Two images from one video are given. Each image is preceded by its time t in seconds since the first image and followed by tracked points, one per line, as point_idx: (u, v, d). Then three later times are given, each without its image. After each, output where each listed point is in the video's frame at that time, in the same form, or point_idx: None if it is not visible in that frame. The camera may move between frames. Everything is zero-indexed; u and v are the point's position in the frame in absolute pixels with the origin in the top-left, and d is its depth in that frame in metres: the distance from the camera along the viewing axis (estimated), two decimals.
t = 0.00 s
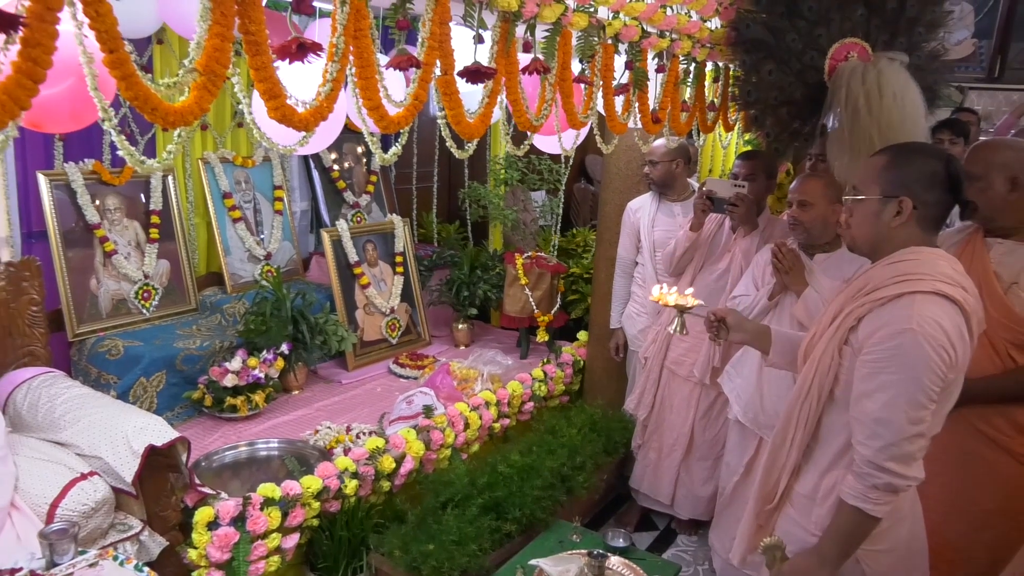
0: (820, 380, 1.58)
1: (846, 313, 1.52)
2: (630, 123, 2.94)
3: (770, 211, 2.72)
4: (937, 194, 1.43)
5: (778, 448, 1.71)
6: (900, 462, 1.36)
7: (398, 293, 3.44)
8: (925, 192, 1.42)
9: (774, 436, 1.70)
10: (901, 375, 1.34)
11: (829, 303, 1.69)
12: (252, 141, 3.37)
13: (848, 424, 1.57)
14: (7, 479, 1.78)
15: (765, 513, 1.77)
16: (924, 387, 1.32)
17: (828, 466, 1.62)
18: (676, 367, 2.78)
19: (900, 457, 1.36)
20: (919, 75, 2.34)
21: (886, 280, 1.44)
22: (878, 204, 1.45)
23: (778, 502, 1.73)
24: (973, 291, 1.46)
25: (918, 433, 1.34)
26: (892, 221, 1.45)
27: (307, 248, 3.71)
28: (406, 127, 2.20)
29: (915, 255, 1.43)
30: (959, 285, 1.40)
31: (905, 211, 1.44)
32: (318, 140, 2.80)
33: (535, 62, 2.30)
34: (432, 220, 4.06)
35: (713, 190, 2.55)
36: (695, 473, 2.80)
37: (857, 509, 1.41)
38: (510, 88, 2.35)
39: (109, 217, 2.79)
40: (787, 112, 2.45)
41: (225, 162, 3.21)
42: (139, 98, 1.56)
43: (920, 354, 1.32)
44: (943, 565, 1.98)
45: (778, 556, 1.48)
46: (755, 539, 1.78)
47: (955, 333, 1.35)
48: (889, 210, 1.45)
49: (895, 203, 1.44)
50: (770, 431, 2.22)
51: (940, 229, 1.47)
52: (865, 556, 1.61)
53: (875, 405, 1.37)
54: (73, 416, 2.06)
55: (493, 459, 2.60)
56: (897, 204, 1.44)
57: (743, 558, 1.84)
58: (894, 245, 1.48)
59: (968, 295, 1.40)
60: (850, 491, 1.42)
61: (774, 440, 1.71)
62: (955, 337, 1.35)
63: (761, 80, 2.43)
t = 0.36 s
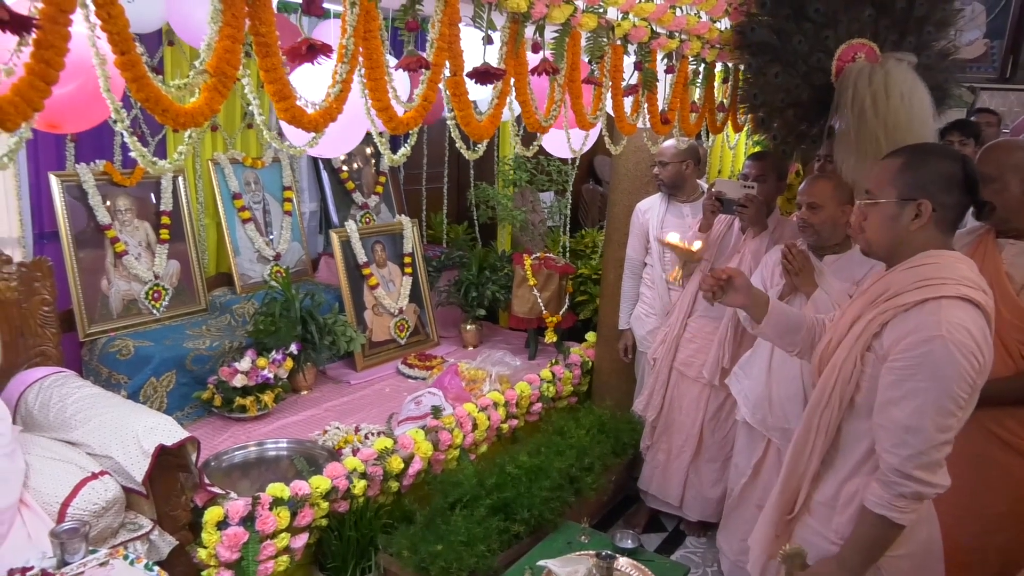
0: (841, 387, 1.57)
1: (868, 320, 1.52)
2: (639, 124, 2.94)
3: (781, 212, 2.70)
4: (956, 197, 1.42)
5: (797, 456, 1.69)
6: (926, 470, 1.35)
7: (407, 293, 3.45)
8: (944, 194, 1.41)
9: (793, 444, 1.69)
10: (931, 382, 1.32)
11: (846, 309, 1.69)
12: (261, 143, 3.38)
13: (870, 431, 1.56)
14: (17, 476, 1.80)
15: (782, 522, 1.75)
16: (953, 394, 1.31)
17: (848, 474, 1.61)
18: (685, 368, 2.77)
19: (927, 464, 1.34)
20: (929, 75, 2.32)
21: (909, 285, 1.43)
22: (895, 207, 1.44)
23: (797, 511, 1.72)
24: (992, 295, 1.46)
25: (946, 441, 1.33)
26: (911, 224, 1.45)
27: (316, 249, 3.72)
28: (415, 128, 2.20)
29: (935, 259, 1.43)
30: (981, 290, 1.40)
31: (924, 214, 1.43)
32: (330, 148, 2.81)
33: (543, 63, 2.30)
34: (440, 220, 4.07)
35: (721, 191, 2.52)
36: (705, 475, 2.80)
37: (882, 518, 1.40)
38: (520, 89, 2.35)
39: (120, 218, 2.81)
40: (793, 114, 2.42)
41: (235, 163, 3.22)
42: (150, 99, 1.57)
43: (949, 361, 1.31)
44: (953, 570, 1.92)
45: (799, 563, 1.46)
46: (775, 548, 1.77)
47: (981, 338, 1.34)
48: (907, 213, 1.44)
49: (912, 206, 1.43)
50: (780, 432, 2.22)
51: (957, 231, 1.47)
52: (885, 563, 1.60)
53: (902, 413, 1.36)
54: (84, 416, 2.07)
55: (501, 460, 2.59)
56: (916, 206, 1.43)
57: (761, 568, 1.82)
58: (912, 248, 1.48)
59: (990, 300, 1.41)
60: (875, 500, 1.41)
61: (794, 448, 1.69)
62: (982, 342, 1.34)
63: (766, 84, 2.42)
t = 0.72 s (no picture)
0: (846, 388, 1.57)
1: (872, 320, 1.52)
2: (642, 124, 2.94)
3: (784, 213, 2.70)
4: (960, 196, 1.42)
5: (802, 457, 1.69)
6: (938, 472, 1.34)
7: (409, 293, 3.45)
8: (949, 194, 1.41)
9: (798, 444, 1.69)
10: (938, 384, 1.32)
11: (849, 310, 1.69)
12: (263, 143, 3.39)
13: (877, 432, 1.55)
14: (18, 474, 1.80)
15: (787, 522, 1.75)
16: (960, 395, 1.31)
17: (853, 474, 1.61)
18: (687, 368, 2.77)
19: (939, 466, 1.34)
20: (933, 75, 2.32)
21: (914, 286, 1.43)
22: (899, 207, 1.44)
23: (802, 511, 1.73)
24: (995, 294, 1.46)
25: (957, 442, 1.33)
26: (915, 224, 1.44)
27: (318, 248, 3.72)
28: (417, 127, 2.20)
29: (939, 259, 1.43)
30: (985, 289, 1.40)
31: (928, 213, 1.42)
32: (340, 149, 2.91)
33: (546, 63, 2.30)
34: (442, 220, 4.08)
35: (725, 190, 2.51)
36: (707, 474, 2.80)
37: (897, 523, 1.39)
38: (522, 89, 2.35)
39: (122, 217, 2.81)
40: (797, 113, 2.43)
41: (237, 163, 3.23)
42: (154, 99, 1.57)
43: (956, 362, 1.31)
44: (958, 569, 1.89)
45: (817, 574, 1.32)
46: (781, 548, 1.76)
47: (986, 339, 1.34)
48: (912, 213, 1.44)
49: (917, 206, 1.43)
50: (783, 432, 2.22)
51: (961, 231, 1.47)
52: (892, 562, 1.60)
53: (910, 415, 1.36)
54: (86, 416, 2.07)
55: (503, 459, 2.59)
56: (920, 205, 1.43)
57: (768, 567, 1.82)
58: (917, 248, 1.47)
59: (993, 299, 1.41)
60: (888, 503, 1.40)
61: (798, 449, 1.69)
62: (986, 342, 1.35)
63: (769, 82, 2.40)
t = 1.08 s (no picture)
0: (843, 381, 1.57)
1: (869, 314, 1.52)
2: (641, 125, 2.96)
3: (783, 211, 2.70)
4: (951, 191, 1.42)
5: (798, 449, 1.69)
6: (928, 461, 1.35)
7: (408, 293, 3.45)
8: (940, 189, 1.41)
9: (795, 436, 1.68)
10: (932, 376, 1.32)
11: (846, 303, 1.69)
12: (263, 142, 3.39)
13: (870, 423, 1.57)
14: (17, 475, 1.80)
15: (783, 513, 1.74)
16: (955, 387, 1.31)
17: (850, 466, 1.61)
18: (687, 367, 2.77)
19: (929, 456, 1.34)
20: (934, 74, 2.31)
21: (910, 280, 1.43)
22: (890, 203, 1.45)
23: (798, 501, 1.72)
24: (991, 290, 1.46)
25: (947, 433, 1.33)
26: (906, 219, 1.45)
27: (317, 248, 3.72)
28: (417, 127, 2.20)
29: (936, 254, 1.43)
30: (981, 285, 1.40)
31: (917, 209, 1.43)
32: (345, 147, 2.91)
33: (545, 63, 2.30)
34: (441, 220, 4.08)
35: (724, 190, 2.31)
36: (707, 474, 2.80)
37: (886, 510, 1.40)
38: (521, 89, 2.35)
39: (122, 217, 2.81)
40: (797, 112, 2.43)
41: (237, 163, 3.23)
42: (153, 99, 1.57)
43: (951, 354, 1.31)
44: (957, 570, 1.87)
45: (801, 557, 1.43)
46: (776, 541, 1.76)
47: (981, 333, 1.34)
48: (901, 209, 1.44)
49: (907, 202, 1.44)
50: (781, 432, 2.23)
51: (955, 226, 1.47)
52: (890, 554, 1.59)
53: (903, 407, 1.36)
54: (85, 416, 2.07)
55: (503, 459, 2.60)
56: (909, 200, 1.43)
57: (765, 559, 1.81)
58: (911, 243, 1.47)
59: (989, 295, 1.41)
60: (877, 491, 1.41)
61: (795, 441, 1.68)
62: (981, 336, 1.35)
63: (771, 80, 2.43)
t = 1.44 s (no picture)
0: (835, 371, 1.58)
1: (860, 306, 1.52)
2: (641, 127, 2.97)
3: (783, 209, 2.71)
4: (943, 188, 1.43)
5: (793, 438, 1.70)
6: (912, 450, 1.35)
7: (407, 292, 3.45)
8: (930, 185, 1.42)
9: (790, 426, 1.70)
10: (915, 366, 1.33)
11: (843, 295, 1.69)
12: (262, 142, 3.39)
13: (861, 413, 1.58)
14: (17, 475, 1.80)
15: (780, 502, 1.75)
16: (938, 378, 1.31)
17: (843, 456, 1.62)
18: (685, 366, 2.77)
19: (913, 444, 1.35)
20: (933, 74, 2.31)
21: (899, 274, 1.43)
22: (882, 200, 1.46)
23: (794, 490, 1.72)
24: (983, 285, 1.45)
25: (932, 422, 1.33)
26: (898, 216, 1.46)
27: (317, 248, 3.72)
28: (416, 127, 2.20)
29: (927, 249, 1.43)
30: (971, 280, 1.40)
31: (909, 205, 1.44)
32: (347, 146, 2.92)
33: (544, 62, 2.30)
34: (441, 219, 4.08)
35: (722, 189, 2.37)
36: (705, 473, 2.80)
37: (870, 496, 1.40)
38: (520, 89, 2.35)
39: (121, 216, 2.81)
40: (797, 112, 2.43)
41: (236, 162, 3.23)
42: (152, 99, 1.57)
43: (934, 346, 1.31)
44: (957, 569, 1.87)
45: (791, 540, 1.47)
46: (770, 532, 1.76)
47: (967, 327, 1.34)
48: (893, 206, 1.45)
49: (898, 198, 1.44)
50: (777, 431, 2.22)
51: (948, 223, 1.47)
52: (882, 543, 1.60)
53: (889, 396, 1.36)
54: (85, 415, 2.07)
55: (504, 458, 2.61)
56: (901, 197, 1.44)
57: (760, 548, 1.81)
58: (904, 239, 1.48)
59: (979, 290, 1.40)
60: (863, 478, 1.41)
61: (789, 431, 1.70)
62: (967, 330, 1.34)
63: (770, 80, 2.42)
